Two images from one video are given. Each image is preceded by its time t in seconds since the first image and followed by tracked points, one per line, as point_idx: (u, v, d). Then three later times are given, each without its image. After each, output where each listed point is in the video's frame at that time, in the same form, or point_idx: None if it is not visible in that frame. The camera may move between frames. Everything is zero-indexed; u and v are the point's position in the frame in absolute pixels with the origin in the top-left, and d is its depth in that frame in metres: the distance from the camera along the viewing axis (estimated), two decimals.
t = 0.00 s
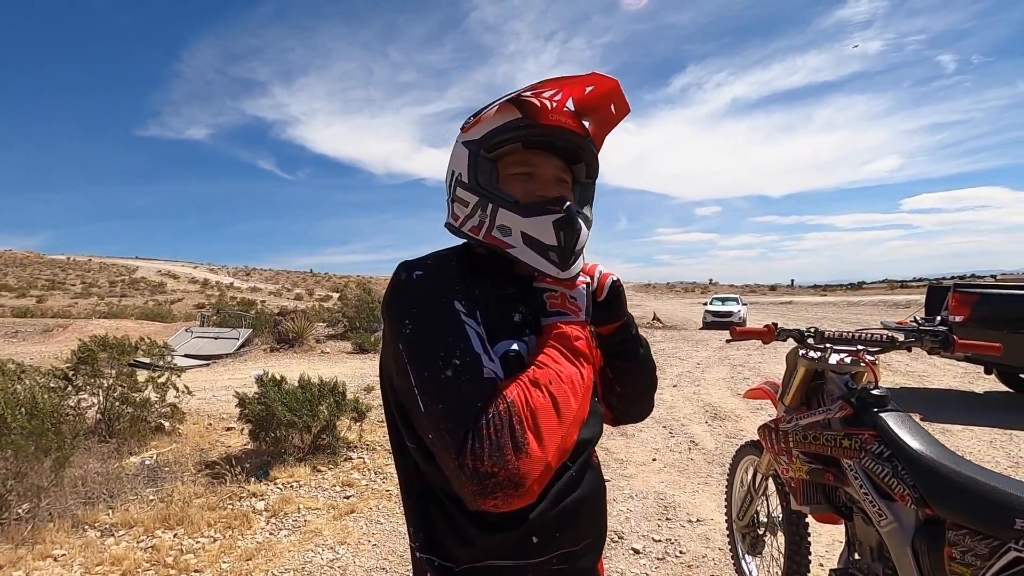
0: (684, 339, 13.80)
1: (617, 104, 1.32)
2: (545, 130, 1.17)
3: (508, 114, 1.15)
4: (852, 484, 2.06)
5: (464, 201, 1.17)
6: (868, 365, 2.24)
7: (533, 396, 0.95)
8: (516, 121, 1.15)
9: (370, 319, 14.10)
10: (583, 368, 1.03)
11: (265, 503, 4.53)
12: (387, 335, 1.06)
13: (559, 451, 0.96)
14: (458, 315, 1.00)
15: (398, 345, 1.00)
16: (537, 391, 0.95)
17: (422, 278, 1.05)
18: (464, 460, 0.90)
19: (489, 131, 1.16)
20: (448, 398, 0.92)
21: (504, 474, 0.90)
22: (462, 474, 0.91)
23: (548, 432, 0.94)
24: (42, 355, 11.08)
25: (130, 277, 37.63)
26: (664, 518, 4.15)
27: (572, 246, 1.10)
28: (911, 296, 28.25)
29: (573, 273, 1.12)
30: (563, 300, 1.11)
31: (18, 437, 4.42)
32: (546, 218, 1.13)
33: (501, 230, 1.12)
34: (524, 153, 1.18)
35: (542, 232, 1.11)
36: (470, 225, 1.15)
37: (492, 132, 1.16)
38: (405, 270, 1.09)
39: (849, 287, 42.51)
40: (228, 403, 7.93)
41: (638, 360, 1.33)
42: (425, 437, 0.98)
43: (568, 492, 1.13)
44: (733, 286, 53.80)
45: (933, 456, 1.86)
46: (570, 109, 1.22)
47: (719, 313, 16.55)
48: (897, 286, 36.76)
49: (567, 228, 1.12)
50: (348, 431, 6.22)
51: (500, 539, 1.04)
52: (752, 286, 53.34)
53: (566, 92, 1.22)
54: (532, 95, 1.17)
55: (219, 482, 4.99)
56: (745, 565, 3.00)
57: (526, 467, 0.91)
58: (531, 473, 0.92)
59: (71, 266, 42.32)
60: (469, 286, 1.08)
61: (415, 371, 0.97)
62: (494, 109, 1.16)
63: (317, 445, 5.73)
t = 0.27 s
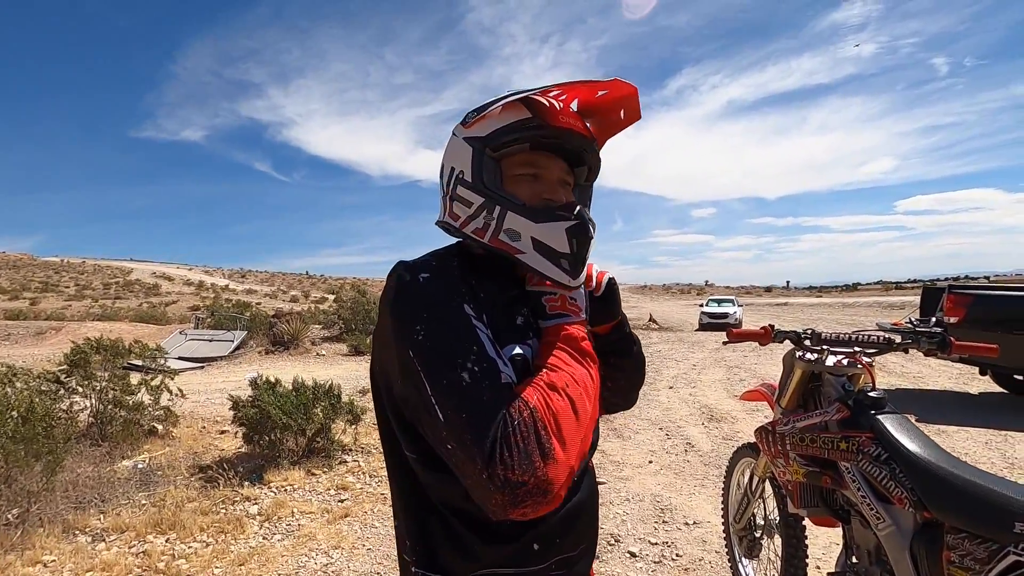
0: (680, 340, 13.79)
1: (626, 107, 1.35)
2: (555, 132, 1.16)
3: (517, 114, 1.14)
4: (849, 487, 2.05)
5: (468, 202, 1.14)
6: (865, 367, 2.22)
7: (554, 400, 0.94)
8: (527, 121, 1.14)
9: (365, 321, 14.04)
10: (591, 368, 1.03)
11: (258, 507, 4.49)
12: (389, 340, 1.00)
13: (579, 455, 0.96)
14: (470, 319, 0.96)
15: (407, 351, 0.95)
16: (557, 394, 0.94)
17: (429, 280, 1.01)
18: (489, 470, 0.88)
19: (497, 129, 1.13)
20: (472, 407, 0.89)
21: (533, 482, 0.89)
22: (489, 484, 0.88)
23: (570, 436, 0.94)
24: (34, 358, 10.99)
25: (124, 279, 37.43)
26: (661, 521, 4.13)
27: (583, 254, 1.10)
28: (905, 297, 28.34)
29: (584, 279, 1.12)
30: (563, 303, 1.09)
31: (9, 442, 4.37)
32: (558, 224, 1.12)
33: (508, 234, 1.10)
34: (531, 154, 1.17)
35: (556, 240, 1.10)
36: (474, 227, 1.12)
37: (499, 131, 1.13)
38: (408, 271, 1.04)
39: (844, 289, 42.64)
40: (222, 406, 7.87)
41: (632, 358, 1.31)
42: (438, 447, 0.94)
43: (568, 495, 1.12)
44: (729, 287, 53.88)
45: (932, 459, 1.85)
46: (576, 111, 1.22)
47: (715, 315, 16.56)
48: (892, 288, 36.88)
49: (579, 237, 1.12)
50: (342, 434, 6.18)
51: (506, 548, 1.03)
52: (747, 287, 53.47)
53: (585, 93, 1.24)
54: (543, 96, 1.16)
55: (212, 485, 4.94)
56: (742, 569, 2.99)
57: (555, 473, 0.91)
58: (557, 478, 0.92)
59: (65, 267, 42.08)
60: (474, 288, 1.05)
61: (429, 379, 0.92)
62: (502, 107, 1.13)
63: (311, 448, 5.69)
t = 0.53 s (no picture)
0: (676, 341, 13.81)
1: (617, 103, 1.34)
2: (546, 132, 1.15)
3: (506, 113, 1.13)
4: (843, 489, 2.04)
5: (458, 205, 1.12)
6: (858, 368, 2.22)
7: (561, 395, 0.92)
8: (517, 120, 1.13)
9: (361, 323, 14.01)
10: (591, 363, 1.01)
11: (251, 511, 4.46)
12: (387, 341, 0.98)
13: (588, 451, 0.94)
14: (471, 316, 0.95)
15: (409, 349, 0.93)
16: (563, 389, 0.93)
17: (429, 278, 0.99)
18: (499, 468, 0.86)
19: (485, 128, 1.12)
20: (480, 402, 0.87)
21: (548, 478, 0.87)
22: (501, 482, 0.86)
23: (579, 431, 0.93)
24: (26, 360, 10.91)
25: (119, 280, 37.25)
26: (656, 523, 4.12)
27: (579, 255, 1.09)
28: (900, 298, 28.47)
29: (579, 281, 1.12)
30: (558, 299, 1.08)
31: None
32: (552, 225, 1.10)
33: (502, 237, 1.09)
34: (521, 154, 1.16)
35: (551, 241, 1.08)
36: (466, 230, 1.10)
37: (487, 131, 1.12)
38: (406, 271, 1.02)
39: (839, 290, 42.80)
40: (216, 408, 7.83)
41: (617, 364, 1.30)
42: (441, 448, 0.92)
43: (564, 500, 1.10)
44: (724, 288, 54.02)
45: (926, 462, 1.84)
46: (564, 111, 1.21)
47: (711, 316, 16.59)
48: (886, 288, 37.03)
49: (575, 237, 1.11)
50: (337, 437, 6.15)
51: (505, 553, 1.01)
52: (742, 288, 53.63)
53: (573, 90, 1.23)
54: (530, 95, 1.14)
55: (205, 489, 4.91)
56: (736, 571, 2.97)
57: (568, 468, 0.89)
58: (571, 474, 0.90)
59: (58, 269, 41.86)
60: (471, 287, 1.03)
61: (433, 377, 0.90)
62: (491, 106, 1.12)
63: (305, 451, 5.66)
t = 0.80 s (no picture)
0: (673, 342, 13.81)
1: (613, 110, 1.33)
2: (552, 130, 1.15)
3: (514, 109, 1.11)
4: (841, 491, 2.03)
5: (463, 199, 1.07)
6: (855, 369, 2.20)
7: (582, 387, 0.92)
8: (525, 117, 1.11)
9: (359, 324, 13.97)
10: (592, 358, 1.01)
11: (247, 513, 4.44)
12: (395, 334, 0.88)
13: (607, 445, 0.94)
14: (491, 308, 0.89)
15: (429, 343, 0.84)
16: (582, 381, 0.93)
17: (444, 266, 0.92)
18: (538, 465, 0.83)
19: (492, 124, 1.10)
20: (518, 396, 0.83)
21: (585, 469, 0.86)
22: (543, 477, 0.83)
23: (601, 423, 0.93)
24: (21, 362, 10.86)
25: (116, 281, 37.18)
26: (653, 524, 4.10)
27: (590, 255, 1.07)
28: (896, 298, 28.52)
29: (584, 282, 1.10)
30: (555, 295, 1.06)
31: None
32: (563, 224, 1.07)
33: (513, 233, 1.04)
34: (525, 151, 1.14)
35: (564, 239, 1.06)
36: (472, 225, 1.04)
37: (494, 125, 1.09)
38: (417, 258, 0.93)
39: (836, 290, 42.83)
40: (213, 410, 7.80)
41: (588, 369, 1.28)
42: (466, 448, 0.85)
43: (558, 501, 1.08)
44: (722, 289, 54.08)
45: (925, 463, 1.83)
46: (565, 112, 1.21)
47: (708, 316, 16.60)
48: (883, 289, 37.09)
49: (586, 238, 1.09)
50: (334, 438, 6.13)
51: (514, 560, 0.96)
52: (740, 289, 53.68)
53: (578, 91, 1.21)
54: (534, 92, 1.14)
55: (201, 491, 4.88)
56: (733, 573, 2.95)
57: (598, 458, 0.89)
58: (602, 465, 0.90)
59: (56, 270, 41.76)
60: (480, 279, 0.97)
61: (461, 373, 0.83)
62: (499, 102, 1.10)
63: (302, 453, 5.64)
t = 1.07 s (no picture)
0: (673, 342, 13.80)
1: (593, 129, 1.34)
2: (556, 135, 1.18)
3: (530, 108, 1.11)
4: (839, 491, 2.02)
5: (481, 191, 1.04)
6: (853, 369, 2.20)
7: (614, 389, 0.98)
8: (540, 117, 1.12)
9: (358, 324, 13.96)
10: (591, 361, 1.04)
11: (245, 514, 4.43)
12: (452, 337, 0.85)
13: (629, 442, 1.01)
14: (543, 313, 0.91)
15: (501, 344, 0.83)
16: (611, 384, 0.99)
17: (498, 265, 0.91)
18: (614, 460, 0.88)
19: (511, 117, 1.08)
20: (591, 396, 0.87)
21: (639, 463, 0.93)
22: (611, 472, 0.88)
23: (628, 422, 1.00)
24: (20, 362, 10.85)
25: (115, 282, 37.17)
26: (652, 524, 4.10)
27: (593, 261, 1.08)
28: (896, 298, 28.52)
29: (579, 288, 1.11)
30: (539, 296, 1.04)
31: None
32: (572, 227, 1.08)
33: (530, 233, 1.04)
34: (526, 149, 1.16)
35: (574, 243, 1.06)
36: (491, 219, 1.02)
37: (513, 117, 1.08)
38: (467, 254, 0.91)
39: (836, 290, 42.82)
40: (212, 410, 7.79)
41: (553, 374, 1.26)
42: (533, 450, 0.85)
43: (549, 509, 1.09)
44: (721, 289, 54.07)
45: (923, 463, 1.82)
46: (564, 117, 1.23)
47: (708, 316, 16.59)
48: (882, 289, 37.07)
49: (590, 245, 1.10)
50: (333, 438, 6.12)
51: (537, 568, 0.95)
52: (740, 289, 53.69)
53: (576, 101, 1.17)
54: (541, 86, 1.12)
55: (199, 491, 4.88)
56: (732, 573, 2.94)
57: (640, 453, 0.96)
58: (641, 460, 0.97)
59: (55, 270, 41.75)
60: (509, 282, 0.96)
61: (538, 374, 0.83)
62: (518, 97, 1.09)
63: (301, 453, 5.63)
